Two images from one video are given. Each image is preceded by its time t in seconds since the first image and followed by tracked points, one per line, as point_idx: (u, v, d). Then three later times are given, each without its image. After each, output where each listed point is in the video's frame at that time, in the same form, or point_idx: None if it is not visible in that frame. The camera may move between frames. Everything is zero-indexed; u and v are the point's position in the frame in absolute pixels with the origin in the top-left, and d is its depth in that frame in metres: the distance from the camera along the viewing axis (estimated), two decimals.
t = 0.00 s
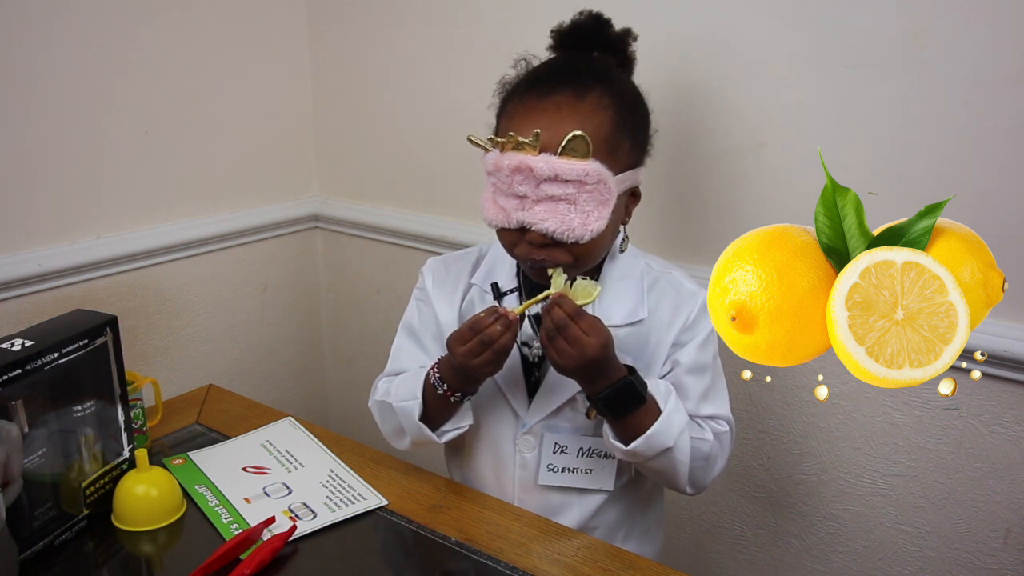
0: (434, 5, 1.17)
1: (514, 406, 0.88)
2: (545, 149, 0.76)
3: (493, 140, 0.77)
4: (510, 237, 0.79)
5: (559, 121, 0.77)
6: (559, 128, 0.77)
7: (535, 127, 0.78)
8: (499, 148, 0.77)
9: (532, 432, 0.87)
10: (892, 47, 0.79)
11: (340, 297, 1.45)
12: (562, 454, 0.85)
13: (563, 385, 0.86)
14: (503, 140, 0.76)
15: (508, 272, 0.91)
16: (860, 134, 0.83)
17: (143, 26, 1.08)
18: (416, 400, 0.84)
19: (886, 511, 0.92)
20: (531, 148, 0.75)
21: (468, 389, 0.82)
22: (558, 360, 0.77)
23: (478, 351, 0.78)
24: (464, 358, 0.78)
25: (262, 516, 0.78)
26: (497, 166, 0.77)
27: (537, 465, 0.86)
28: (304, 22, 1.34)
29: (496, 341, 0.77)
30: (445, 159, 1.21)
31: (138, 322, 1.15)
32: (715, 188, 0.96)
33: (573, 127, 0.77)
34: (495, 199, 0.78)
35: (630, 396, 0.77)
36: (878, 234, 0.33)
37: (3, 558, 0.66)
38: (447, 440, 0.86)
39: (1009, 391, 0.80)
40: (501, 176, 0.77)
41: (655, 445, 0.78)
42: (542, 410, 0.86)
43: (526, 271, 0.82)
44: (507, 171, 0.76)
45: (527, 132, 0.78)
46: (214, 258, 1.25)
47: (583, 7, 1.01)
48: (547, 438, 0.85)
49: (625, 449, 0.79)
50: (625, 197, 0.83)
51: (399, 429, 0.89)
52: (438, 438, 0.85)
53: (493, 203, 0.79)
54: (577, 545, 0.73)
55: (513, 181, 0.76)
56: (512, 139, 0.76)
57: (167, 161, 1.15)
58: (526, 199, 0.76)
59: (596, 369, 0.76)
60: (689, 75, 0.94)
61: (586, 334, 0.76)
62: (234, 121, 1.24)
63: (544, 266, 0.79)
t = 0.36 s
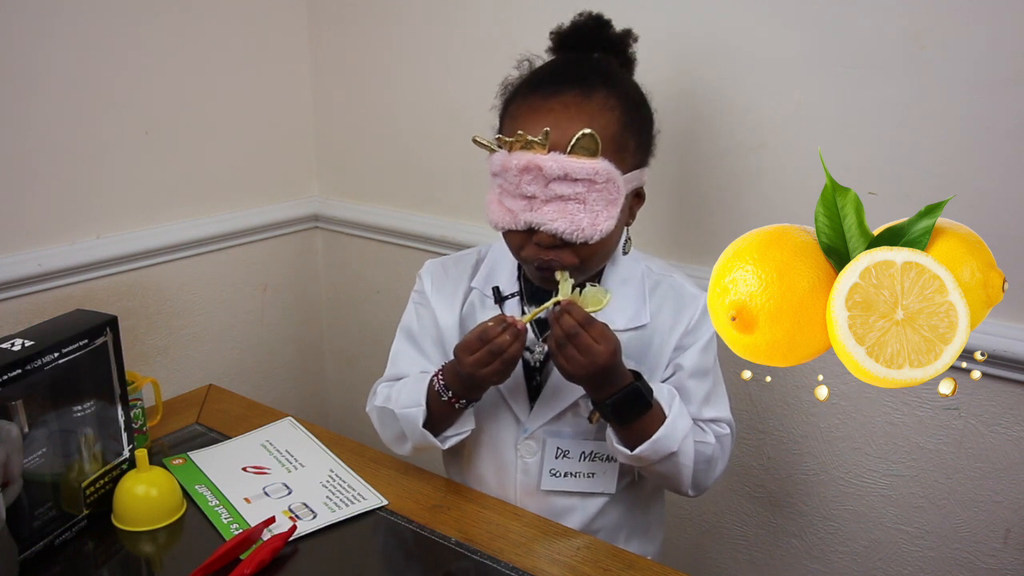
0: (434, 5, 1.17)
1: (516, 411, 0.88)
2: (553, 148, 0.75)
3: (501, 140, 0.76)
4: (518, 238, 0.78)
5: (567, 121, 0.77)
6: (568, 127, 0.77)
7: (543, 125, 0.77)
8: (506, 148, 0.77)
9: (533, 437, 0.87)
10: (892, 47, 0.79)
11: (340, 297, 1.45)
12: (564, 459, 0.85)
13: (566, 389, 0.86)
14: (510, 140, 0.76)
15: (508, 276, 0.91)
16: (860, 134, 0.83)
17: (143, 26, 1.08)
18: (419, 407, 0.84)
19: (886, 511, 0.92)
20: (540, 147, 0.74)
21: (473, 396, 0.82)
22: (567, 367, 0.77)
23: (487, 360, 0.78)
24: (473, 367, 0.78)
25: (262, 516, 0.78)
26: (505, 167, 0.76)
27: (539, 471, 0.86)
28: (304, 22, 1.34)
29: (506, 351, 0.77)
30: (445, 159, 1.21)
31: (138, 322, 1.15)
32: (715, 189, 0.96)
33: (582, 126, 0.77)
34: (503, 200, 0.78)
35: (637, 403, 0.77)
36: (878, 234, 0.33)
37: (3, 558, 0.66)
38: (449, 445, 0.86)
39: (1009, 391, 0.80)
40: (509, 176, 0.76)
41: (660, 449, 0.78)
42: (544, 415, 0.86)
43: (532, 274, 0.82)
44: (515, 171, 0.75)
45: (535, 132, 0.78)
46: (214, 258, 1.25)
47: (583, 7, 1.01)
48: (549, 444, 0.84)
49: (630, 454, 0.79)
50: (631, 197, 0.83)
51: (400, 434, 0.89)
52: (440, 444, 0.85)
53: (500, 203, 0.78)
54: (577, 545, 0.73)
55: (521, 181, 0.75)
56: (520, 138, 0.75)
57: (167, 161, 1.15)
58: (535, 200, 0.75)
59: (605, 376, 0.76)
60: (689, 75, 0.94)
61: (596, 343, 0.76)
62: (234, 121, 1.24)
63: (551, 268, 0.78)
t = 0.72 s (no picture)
0: (434, 5, 1.17)
1: (527, 409, 0.87)
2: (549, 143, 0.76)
3: (497, 135, 0.76)
4: (510, 234, 0.79)
5: (561, 117, 0.77)
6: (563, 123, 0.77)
7: (538, 121, 0.78)
8: (501, 143, 0.77)
9: (548, 434, 0.86)
10: (892, 47, 0.79)
11: (340, 297, 1.45)
12: (581, 452, 0.85)
13: (574, 381, 0.86)
14: (507, 136, 0.76)
15: (505, 276, 0.92)
16: (860, 134, 0.83)
17: (143, 26, 1.08)
18: (427, 412, 0.84)
19: (886, 511, 0.92)
20: (536, 143, 0.75)
21: (479, 394, 0.82)
22: (568, 349, 0.77)
23: (487, 347, 0.78)
24: (473, 355, 0.78)
25: (262, 516, 0.78)
26: (499, 162, 0.76)
27: (555, 468, 0.86)
28: (304, 22, 1.34)
29: (504, 335, 0.78)
30: (445, 159, 1.21)
31: (138, 322, 1.15)
32: (715, 188, 0.96)
33: (575, 123, 0.77)
34: (496, 195, 0.78)
35: (642, 378, 0.77)
36: (878, 234, 0.33)
37: (3, 558, 0.66)
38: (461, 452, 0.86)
39: (1009, 391, 0.80)
40: (503, 171, 0.76)
41: (673, 425, 0.78)
42: (557, 408, 0.86)
43: (525, 271, 0.82)
44: (509, 167, 0.76)
45: (531, 128, 0.78)
46: (214, 258, 1.25)
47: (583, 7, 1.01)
48: (565, 438, 0.84)
49: (643, 433, 0.79)
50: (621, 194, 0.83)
51: (411, 447, 0.86)
52: (451, 451, 0.84)
53: (493, 199, 0.78)
54: (578, 545, 0.73)
55: (515, 176, 0.76)
56: (516, 133, 0.76)
57: (167, 161, 1.15)
58: (528, 195, 0.76)
59: (606, 355, 0.76)
60: (689, 75, 0.94)
61: (596, 322, 0.76)
62: (234, 121, 1.24)
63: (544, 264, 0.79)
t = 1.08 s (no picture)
0: (434, 5, 1.17)
1: (526, 410, 0.87)
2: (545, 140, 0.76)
3: (493, 132, 0.77)
4: (505, 232, 0.79)
5: (557, 115, 0.77)
6: (558, 121, 0.77)
7: (534, 118, 0.78)
8: (497, 140, 0.77)
9: (547, 436, 0.86)
10: (892, 47, 0.79)
11: (340, 297, 1.45)
12: (582, 454, 0.85)
13: (574, 380, 0.86)
14: (503, 132, 0.76)
15: (502, 279, 0.92)
16: (860, 134, 0.83)
17: (143, 27, 1.08)
18: (427, 416, 0.83)
19: (886, 511, 0.92)
20: (531, 140, 0.75)
21: (479, 397, 0.81)
22: (565, 350, 0.76)
23: (485, 351, 0.78)
24: (472, 360, 0.78)
25: (262, 516, 0.78)
26: (495, 159, 0.77)
27: (556, 469, 0.86)
28: (304, 22, 1.34)
29: (503, 339, 0.77)
30: (445, 159, 1.21)
31: (138, 322, 1.15)
32: (715, 188, 0.96)
33: (571, 121, 0.77)
34: (491, 193, 0.78)
35: (637, 376, 0.77)
36: (878, 234, 0.33)
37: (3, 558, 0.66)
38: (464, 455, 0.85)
39: (1009, 391, 0.80)
40: (499, 168, 0.77)
41: (669, 423, 0.78)
42: (557, 409, 0.86)
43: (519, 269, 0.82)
44: (505, 163, 0.76)
45: (527, 125, 0.78)
46: (214, 258, 1.25)
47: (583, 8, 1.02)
48: (566, 440, 0.84)
49: (639, 432, 0.78)
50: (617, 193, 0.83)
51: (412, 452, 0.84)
52: (453, 454, 0.83)
53: (489, 196, 0.78)
54: (577, 545, 0.73)
55: (511, 173, 0.76)
56: (512, 130, 0.76)
57: (167, 161, 1.15)
58: (523, 192, 0.76)
59: (602, 354, 0.76)
60: (689, 75, 0.94)
61: (591, 321, 0.76)
62: (234, 121, 1.24)
63: (540, 262, 0.79)
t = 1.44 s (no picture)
0: (434, 5, 1.17)
1: (517, 417, 0.88)
2: (526, 137, 0.77)
3: (476, 140, 0.78)
4: (510, 237, 0.79)
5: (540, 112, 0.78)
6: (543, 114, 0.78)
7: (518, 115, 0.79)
8: (484, 147, 0.79)
9: (534, 442, 0.87)
10: (892, 47, 0.79)
11: (340, 296, 1.45)
12: (565, 463, 0.85)
13: (566, 397, 0.86)
14: (484, 138, 0.78)
15: (508, 284, 0.91)
16: (860, 133, 0.83)
17: (143, 26, 1.08)
18: (421, 418, 0.84)
19: (886, 511, 0.92)
20: (512, 138, 0.76)
21: (474, 405, 0.82)
22: (565, 365, 0.76)
23: (488, 374, 0.78)
24: (473, 381, 0.78)
25: (262, 516, 0.78)
26: (484, 166, 0.78)
27: (539, 475, 0.86)
28: (304, 22, 1.34)
29: (505, 364, 0.77)
30: (445, 159, 1.21)
31: (138, 322, 1.15)
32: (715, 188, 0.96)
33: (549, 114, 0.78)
34: (489, 201, 0.79)
35: (631, 392, 0.77)
36: (878, 234, 0.33)
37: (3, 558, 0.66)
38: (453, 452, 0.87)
39: (1009, 391, 0.80)
40: (490, 175, 0.78)
41: (655, 443, 0.77)
42: (546, 420, 0.86)
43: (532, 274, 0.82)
44: (493, 168, 0.77)
45: (507, 125, 0.79)
46: (214, 258, 1.25)
47: (583, 8, 1.02)
48: (550, 447, 0.85)
49: (625, 446, 0.78)
50: (620, 182, 0.82)
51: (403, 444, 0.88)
52: (442, 453, 0.85)
53: (488, 205, 0.80)
54: (577, 545, 0.73)
55: (501, 177, 0.77)
56: (492, 132, 0.77)
57: (167, 161, 1.15)
58: (517, 193, 0.76)
59: (602, 369, 0.76)
60: (689, 74, 0.94)
61: (594, 337, 0.75)
62: (234, 121, 1.24)
63: (546, 262, 0.78)
